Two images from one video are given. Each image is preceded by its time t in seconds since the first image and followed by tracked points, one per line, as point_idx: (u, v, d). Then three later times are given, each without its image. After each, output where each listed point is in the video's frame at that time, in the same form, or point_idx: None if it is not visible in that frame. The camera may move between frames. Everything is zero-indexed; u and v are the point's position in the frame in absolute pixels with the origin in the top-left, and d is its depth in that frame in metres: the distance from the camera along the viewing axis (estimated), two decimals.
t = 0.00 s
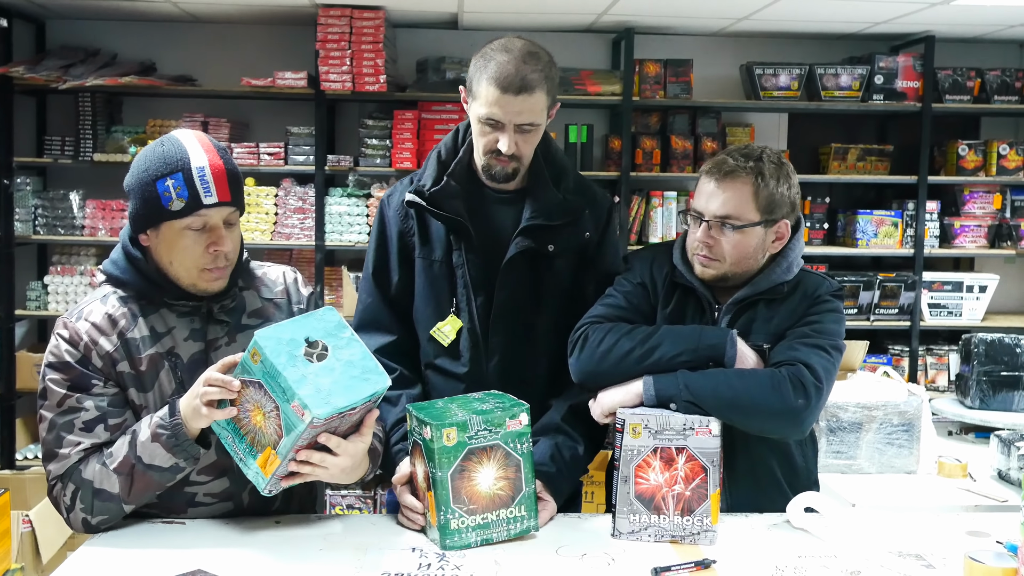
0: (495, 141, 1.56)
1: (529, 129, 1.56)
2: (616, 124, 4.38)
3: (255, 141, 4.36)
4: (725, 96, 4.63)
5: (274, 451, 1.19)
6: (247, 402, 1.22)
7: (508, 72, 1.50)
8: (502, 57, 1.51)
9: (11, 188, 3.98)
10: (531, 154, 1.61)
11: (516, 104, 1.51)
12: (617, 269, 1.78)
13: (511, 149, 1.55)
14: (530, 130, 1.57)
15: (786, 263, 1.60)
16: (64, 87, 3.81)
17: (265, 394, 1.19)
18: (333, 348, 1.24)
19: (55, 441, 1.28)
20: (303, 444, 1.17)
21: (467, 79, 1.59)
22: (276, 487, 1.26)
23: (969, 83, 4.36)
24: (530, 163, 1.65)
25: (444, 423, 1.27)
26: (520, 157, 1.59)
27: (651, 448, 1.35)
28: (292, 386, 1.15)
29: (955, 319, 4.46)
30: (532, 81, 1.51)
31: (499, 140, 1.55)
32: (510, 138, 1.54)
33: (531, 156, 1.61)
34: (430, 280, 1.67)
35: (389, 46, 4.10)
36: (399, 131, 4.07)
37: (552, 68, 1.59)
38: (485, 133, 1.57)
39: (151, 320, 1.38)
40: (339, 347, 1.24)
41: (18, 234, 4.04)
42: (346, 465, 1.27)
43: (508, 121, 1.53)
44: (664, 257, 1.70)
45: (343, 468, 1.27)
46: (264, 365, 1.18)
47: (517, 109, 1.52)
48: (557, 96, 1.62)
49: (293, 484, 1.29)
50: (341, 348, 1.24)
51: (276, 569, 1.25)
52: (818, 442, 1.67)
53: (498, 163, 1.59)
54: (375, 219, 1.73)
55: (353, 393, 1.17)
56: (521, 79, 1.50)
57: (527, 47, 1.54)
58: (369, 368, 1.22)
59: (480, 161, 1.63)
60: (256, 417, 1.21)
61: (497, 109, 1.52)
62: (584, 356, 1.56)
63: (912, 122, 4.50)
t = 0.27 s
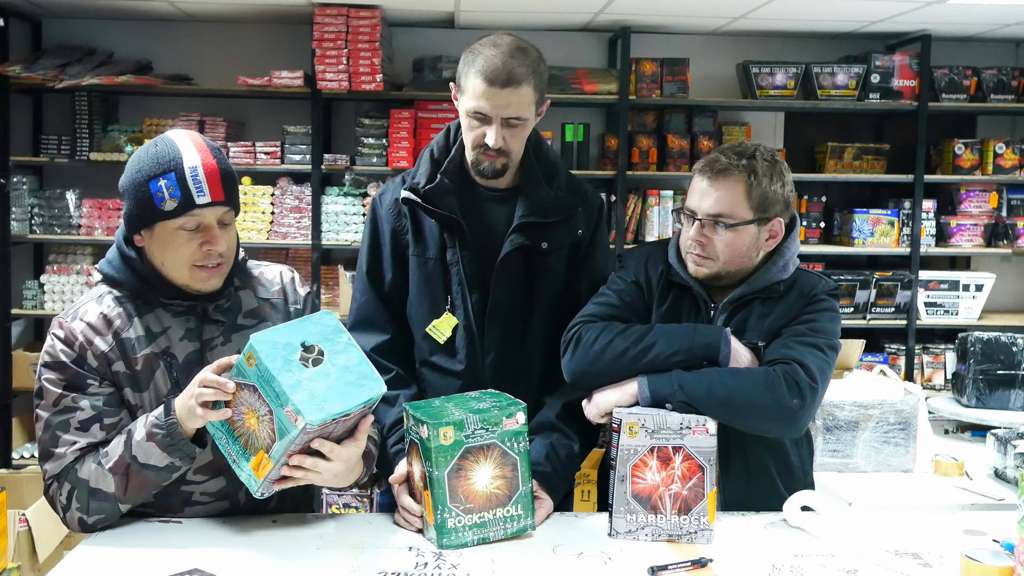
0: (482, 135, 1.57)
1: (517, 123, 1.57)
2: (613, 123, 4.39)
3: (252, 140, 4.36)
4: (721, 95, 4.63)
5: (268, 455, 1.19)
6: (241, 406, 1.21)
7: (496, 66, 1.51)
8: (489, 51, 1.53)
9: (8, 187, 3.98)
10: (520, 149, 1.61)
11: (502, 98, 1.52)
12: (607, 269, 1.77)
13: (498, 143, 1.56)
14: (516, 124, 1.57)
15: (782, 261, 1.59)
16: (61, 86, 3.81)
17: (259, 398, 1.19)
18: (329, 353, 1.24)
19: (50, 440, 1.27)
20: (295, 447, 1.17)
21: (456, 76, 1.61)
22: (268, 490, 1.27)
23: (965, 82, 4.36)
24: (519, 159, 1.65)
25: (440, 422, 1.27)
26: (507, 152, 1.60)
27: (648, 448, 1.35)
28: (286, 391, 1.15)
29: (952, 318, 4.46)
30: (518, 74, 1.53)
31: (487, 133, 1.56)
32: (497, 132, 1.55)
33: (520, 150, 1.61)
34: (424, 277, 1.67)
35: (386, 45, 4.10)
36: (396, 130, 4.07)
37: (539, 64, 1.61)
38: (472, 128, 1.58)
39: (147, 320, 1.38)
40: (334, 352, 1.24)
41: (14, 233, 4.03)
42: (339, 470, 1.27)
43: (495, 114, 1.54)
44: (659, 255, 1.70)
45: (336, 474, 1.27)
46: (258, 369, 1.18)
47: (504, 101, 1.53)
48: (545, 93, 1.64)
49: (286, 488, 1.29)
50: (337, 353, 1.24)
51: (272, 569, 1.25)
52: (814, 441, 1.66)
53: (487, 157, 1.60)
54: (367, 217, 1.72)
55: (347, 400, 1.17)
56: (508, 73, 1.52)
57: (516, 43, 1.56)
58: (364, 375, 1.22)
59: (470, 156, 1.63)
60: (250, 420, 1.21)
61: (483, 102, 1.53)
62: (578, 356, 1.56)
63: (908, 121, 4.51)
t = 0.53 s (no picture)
0: (457, 134, 1.59)
1: (491, 125, 1.57)
2: (612, 123, 4.39)
3: (251, 140, 4.36)
4: (721, 95, 4.63)
5: (268, 460, 1.19)
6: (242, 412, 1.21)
7: (472, 66, 1.53)
8: (470, 52, 1.56)
9: (7, 187, 3.98)
10: (498, 153, 1.60)
11: (472, 98, 1.53)
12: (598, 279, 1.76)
13: (469, 143, 1.57)
14: (490, 126, 1.57)
15: (779, 261, 1.59)
16: (60, 87, 3.81)
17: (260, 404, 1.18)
18: (331, 359, 1.23)
19: (51, 440, 1.27)
20: (296, 454, 1.17)
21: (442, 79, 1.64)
22: (268, 495, 1.27)
23: (965, 82, 4.36)
24: (503, 164, 1.63)
25: (441, 423, 1.27)
26: (484, 154, 1.59)
27: (648, 449, 1.35)
28: (287, 398, 1.15)
29: (952, 318, 4.46)
30: (492, 74, 1.54)
31: (460, 133, 1.58)
32: (469, 132, 1.57)
33: (498, 154, 1.60)
34: (421, 281, 1.67)
35: (386, 45, 4.10)
36: (395, 131, 4.07)
37: (524, 68, 1.63)
38: (450, 128, 1.60)
39: (148, 320, 1.38)
40: (336, 358, 1.24)
41: (14, 233, 4.03)
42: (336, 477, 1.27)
43: (467, 112, 1.55)
44: (655, 256, 1.69)
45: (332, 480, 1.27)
46: (259, 375, 1.17)
47: (476, 100, 1.54)
48: (529, 95, 1.65)
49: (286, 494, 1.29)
50: (339, 359, 1.24)
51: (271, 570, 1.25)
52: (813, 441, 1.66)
53: (464, 159, 1.60)
54: (364, 222, 1.71)
55: (348, 408, 1.17)
56: (482, 72, 1.53)
57: (498, 45, 1.58)
58: (365, 382, 1.22)
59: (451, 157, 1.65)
60: (251, 426, 1.21)
61: (457, 101, 1.55)
62: (576, 357, 1.56)
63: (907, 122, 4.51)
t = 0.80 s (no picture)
0: (458, 127, 1.61)
1: (490, 116, 1.59)
2: (615, 124, 4.39)
3: (254, 141, 4.36)
4: (723, 96, 4.63)
5: (273, 484, 1.20)
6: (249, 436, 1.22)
7: (471, 58, 1.57)
8: (471, 46, 1.60)
9: (10, 188, 3.98)
10: (498, 146, 1.62)
11: (472, 87, 1.57)
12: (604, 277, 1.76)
13: (468, 134, 1.59)
14: (490, 117, 1.59)
15: (781, 263, 1.59)
16: (64, 87, 3.82)
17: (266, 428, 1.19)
18: (342, 384, 1.23)
19: (55, 443, 1.27)
20: (301, 482, 1.18)
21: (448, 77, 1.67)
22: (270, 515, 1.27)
23: (968, 83, 4.36)
24: (505, 157, 1.65)
25: (435, 421, 1.28)
26: (484, 146, 1.61)
27: (651, 450, 1.35)
28: (296, 428, 1.15)
29: (955, 320, 4.46)
30: (491, 65, 1.57)
31: (460, 125, 1.60)
32: (469, 122, 1.59)
33: (499, 146, 1.62)
34: (423, 277, 1.67)
35: (388, 46, 4.10)
36: (398, 131, 4.08)
37: (525, 63, 1.65)
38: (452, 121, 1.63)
39: (155, 326, 1.37)
40: (347, 383, 1.23)
41: (17, 234, 4.04)
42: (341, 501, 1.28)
43: (467, 103, 1.58)
44: (657, 257, 1.69)
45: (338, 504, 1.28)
46: (269, 402, 1.17)
47: (474, 91, 1.57)
48: (532, 92, 1.68)
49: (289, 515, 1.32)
50: (350, 384, 1.24)
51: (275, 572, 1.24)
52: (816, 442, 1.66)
53: (465, 153, 1.62)
54: (369, 219, 1.73)
55: (356, 440, 1.17)
56: (481, 63, 1.57)
57: (500, 41, 1.61)
58: (375, 410, 1.22)
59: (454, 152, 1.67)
60: (257, 450, 1.22)
61: (458, 92, 1.59)
62: (579, 358, 1.55)
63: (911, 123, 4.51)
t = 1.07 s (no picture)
0: (446, 138, 1.59)
1: (478, 125, 1.57)
2: (617, 123, 4.39)
3: (256, 141, 4.37)
4: (725, 96, 4.63)
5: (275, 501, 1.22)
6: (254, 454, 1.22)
7: (454, 68, 1.55)
8: (453, 54, 1.57)
9: (13, 187, 3.99)
10: (488, 154, 1.59)
11: (457, 100, 1.54)
12: (609, 266, 1.77)
13: (457, 147, 1.58)
14: (477, 127, 1.57)
15: (783, 262, 1.59)
16: (65, 87, 3.82)
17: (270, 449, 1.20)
18: (348, 403, 1.24)
19: (57, 444, 1.27)
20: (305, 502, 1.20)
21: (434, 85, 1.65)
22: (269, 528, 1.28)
23: (970, 83, 4.35)
24: (496, 164, 1.63)
25: (427, 417, 1.31)
26: (474, 156, 1.59)
27: (653, 449, 1.35)
28: (302, 452, 1.17)
29: (956, 320, 4.45)
30: (475, 76, 1.54)
31: (448, 136, 1.58)
32: (456, 134, 1.57)
33: (489, 155, 1.60)
34: (415, 287, 1.68)
35: (390, 46, 4.10)
36: (400, 131, 4.08)
37: (512, 69, 1.62)
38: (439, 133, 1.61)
39: (161, 328, 1.37)
40: (353, 403, 1.25)
41: (19, 233, 4.04)
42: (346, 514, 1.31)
43: (453, 115, 1.55)
44: (659, 256, 1.69)
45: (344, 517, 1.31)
46: (275, 425, 1.19)
47: (459, 102, 1.54)
48: (518, 97, 1.65)
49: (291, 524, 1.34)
50: (355, 403, 1.25)
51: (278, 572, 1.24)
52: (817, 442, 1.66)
53: (455, 163, 1.60)
54: (365, 230, 1.75)
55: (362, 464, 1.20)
56: (464, 73, 1.54)
57: (483, 47, 1.59)
58: (381, 432, 1.24)
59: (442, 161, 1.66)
60: (261, 465, 1.22)
61: (443, 104, 1.56)
62: (580, 358, 1.55)
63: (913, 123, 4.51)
